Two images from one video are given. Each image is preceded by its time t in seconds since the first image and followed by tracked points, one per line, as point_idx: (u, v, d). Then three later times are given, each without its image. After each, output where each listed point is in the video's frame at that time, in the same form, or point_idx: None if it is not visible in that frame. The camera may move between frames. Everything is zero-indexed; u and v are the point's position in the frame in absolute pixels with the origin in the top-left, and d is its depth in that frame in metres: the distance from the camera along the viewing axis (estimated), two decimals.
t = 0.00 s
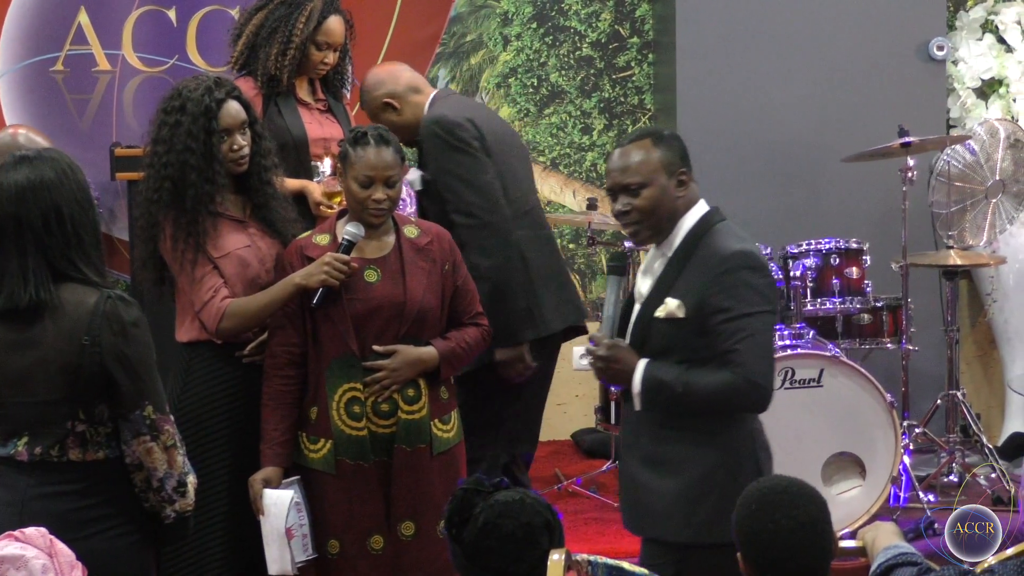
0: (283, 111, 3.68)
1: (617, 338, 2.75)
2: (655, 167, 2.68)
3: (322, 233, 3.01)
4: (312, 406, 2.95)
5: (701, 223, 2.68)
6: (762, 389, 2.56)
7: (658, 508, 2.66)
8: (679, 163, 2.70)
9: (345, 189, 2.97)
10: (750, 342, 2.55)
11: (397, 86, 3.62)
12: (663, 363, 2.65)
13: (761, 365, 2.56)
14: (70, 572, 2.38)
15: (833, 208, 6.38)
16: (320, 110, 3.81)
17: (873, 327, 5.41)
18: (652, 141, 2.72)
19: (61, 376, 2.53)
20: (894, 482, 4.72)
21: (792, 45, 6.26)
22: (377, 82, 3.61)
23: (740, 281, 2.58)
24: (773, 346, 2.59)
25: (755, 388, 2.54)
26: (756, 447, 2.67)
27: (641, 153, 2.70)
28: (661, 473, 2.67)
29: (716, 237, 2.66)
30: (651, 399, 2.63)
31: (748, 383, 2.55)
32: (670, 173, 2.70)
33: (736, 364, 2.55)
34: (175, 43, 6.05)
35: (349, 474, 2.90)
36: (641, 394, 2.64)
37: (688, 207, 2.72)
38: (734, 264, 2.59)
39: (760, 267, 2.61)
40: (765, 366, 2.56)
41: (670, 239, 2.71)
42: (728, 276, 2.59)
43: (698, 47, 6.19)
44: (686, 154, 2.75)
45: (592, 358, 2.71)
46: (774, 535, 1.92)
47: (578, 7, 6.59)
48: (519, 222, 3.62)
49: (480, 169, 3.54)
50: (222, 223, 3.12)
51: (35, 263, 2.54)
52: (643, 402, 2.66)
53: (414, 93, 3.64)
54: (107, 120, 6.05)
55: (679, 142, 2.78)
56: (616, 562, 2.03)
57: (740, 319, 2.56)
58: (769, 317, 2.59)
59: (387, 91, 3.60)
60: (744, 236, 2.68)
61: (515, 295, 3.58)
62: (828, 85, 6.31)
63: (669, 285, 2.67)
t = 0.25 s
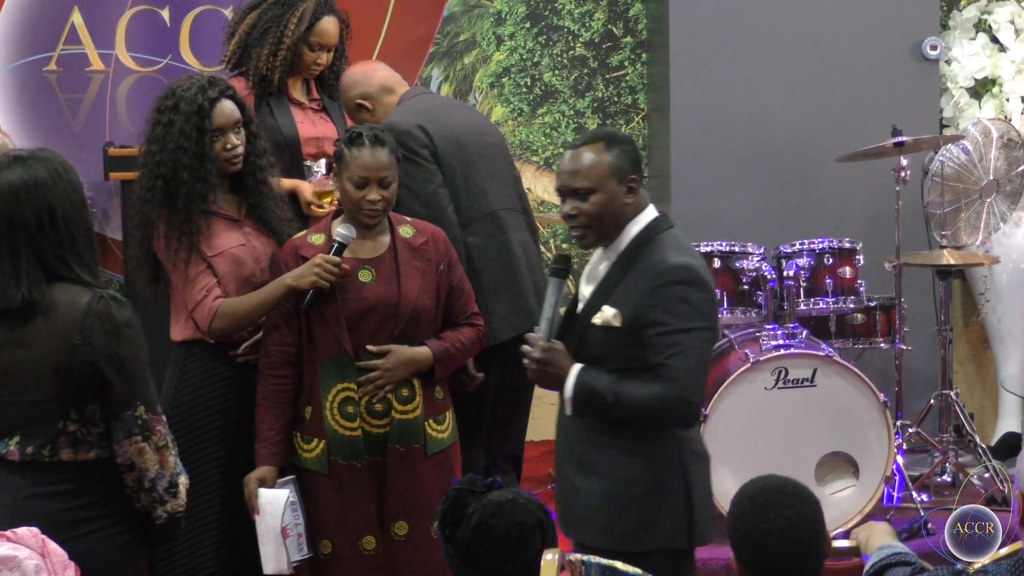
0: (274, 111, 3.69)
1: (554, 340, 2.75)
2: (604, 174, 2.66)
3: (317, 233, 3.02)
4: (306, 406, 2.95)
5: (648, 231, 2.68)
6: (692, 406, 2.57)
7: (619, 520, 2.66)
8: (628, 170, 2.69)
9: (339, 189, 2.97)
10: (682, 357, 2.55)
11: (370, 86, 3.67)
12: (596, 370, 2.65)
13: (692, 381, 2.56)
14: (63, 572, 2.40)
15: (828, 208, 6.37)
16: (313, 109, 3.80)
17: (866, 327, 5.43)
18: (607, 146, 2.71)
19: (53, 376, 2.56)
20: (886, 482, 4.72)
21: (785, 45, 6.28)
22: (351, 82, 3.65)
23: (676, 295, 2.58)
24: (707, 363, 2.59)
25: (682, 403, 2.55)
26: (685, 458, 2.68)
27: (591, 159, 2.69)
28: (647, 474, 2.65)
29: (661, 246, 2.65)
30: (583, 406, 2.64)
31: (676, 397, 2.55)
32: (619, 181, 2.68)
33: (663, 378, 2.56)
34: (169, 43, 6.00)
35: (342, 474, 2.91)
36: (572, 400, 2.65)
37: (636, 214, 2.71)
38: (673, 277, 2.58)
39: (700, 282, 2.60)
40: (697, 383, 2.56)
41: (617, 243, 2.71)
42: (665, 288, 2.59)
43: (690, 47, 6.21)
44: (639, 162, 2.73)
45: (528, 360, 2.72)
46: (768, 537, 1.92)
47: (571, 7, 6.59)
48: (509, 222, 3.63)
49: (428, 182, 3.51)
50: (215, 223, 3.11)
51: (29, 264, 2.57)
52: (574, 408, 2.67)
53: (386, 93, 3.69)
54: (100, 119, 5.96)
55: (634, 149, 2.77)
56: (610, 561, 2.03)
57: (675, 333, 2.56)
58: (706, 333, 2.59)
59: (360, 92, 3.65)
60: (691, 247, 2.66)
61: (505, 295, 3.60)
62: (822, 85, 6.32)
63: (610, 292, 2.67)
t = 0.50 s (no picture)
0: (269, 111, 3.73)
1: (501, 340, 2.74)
2: (550, 174, 2.65)
3: (315, 233, 3.03)
4: (302, 406, 2.96)
5: (595, 232, 2.66)
6: (631, 409, 2.54)
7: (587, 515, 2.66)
8: (576, 171, 2.67)
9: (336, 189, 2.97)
10: (620, 360, 2.54)
11: (360, 85, 3.70)
12: (540, 372, 2.64)
13: (631, 384, 2.54)
14: (57, 571, 2.41)
15: (824, 208, 6.37)
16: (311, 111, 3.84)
17: (861, 327, 5.40)
18: (555, 146, 2.70)
19: (48, 375, 2.56)
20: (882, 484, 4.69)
21: (778, 46, 6.29)
22: (341, 81, 3.70)
23: (614, 297, 2.56)
24: (646, 367, 2.56)
25: (620, 407, 2.53)
26: (632, 458, 2.68)
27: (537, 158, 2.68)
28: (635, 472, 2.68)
29: (608, 247, 2.64)
30: (527, 407, 2.63)
31: (615, 401, 2.53)
32: (567, 180, 2.66)
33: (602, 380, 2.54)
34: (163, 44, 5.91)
35: (339, 474, 2.91)
36: (516, 401, 2.63)
37: (586, 215, 2.69)
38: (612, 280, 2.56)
39: (640, 284, 2.57)
40: (635, 387, 2.54)
41: (567, 244, 2.70)
42: (603, 291, 2.57)
43: (684, 48, 6.23)
44: (590, 161, 2.71)
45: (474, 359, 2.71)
46: (764, 538, 1.91)
47: (566, 7, 6.59)
48: (502, 222, 3.64)
49: (410, 187, 3.52)
50: (211, 221, 3.16)
51: (25, 263, 2.58)
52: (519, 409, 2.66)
53: (374, 93, 3.71)
54: (95, 120, 5.90)
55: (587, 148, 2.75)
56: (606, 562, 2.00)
57: (614, 335, 2.55)
58: (646, 336, 2.56)
59: (350, 90, 3.69)
60: (638, 249, 2.64)
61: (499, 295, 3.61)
62: (816, 85, 6.32)
63: (556, 293, 2.66)
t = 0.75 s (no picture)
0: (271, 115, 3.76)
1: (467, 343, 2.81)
2: (504, 174, 2.71)
3: (315, 233, 3.04)
4: (303, 406, 2.98)
5: (555, 234, 2.70)
6: (578, 413, 2.57)
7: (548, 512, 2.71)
8: (529, 174, 2.72)
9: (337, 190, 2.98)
10: (569, 362, 2.56)
11: (359, 76, 3.65)
12: (501, 373, 2.68)
13: (578, 388, 2.56)
14: (56, 572, 2.45)
15: (824, 208, 6.38)
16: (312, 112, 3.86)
17: (859, 327, 5.42)
18: (514, 147, 2.75)
19: (47, 375, 2.57)
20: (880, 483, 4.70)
21: (778, 47, 6.29)
22: (341, 71, 3.64)
23: (564, 301, 2.58)
24: (596, 371, 2.58)
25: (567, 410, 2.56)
26: (591, 458, 2.71)
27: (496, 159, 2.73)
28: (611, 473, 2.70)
29: (564, 250, 2.67)
30: (486, 409, 2.68)
31: (561, 403, 2.56)
32: (522, 181, 2.72)
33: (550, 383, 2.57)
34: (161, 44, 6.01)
35: (340, 473, 2.93)
36: (477, 402, 2.69)
37: (544, 218, 2.74)
38: (562, 283, 2.59)
39: (590, 287, 2.59)
40: (583, 390, 2.57)
41: (528, 246, 2.74)
42: (553, 294, 2.60)
43: (683, 49, 6.23)
44: (549, 163, 2.75)
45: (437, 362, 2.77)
46: (763, 539, 1.92)
47: (565, 7, 6.60)
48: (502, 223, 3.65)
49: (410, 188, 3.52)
50: (214, 221, 3.18)
51: (26, 263, 2.58)
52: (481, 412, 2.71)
53: (374, 85, 3.67)
54: (93, 119, 6.03)
55: (553, 150, 2.78)
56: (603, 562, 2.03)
57: (562, 338, 2.57)
58: (596, 340, 2.59)
59: (348, 81, 3.65)
60: (594, 251, 2.66)
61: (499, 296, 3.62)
62: (814, 86, 6.33)
63: (515, 296, 2.71)
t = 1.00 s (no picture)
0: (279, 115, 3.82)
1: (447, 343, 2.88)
2: (477, 172, 2.77)
3: (320, 233, 3.07)
4: (309, 407, 3.03)
5: (528, 233, 2.75)
6: (543, 410, 2.60)
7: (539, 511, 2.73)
8: (500, 174, 2.77)
9: (345, 189, 3.01)
10: (531, 359, 2.59)
11: (373, 66, 3.70)
12: (475, 372, 2.73)
13: (541, 384, 2.58)
14: (63, 572, 2.52)
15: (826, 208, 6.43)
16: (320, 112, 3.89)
17: (864, 327, 5.43)
18: (490, 146, 2.80)
19: (57, 375, 2.61)
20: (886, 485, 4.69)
21: (777, 51, 6.36)
22: (353, 58, 3.68)
23: (530, 298, 2.62)
24: (562, 368, 2.61)
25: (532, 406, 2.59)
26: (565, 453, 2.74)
27: (471, 158, 2.79)
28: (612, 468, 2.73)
29: (536, 249, 2.70)
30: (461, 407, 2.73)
31: (526, 400, 2.59)
32: (494, 181, 2.77)
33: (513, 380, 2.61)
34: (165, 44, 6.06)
35: (347, 473, 3.00)
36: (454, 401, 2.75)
37: (519, 218, 2.78)
38: (526, 280, 2.62)
39: (556, 285, 2.62)
40: (547, 386, 2.59)
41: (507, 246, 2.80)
42: (520, 292, 2.63)
43: (686, 50, 6.28)
44: (523, 162, 2.79)
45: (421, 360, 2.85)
46: (768, 540, 1.93)
47: (570, 6, 6.59)
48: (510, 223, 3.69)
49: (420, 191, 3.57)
50: (227, 223, 3.30)
51: (38, 265, 2.63)
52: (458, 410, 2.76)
53: (387, 77, 3.71)
54: (98, 119, 6.03)
55: (529, 150, 2.82)
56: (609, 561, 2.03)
57: (526, 335, 2.60)
58: (561, 337, 2.61)
59: (362, 70, 3.69)
60: (564, 249, 2.69)
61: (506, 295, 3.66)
62: (815, 87, 6.39)
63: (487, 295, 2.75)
